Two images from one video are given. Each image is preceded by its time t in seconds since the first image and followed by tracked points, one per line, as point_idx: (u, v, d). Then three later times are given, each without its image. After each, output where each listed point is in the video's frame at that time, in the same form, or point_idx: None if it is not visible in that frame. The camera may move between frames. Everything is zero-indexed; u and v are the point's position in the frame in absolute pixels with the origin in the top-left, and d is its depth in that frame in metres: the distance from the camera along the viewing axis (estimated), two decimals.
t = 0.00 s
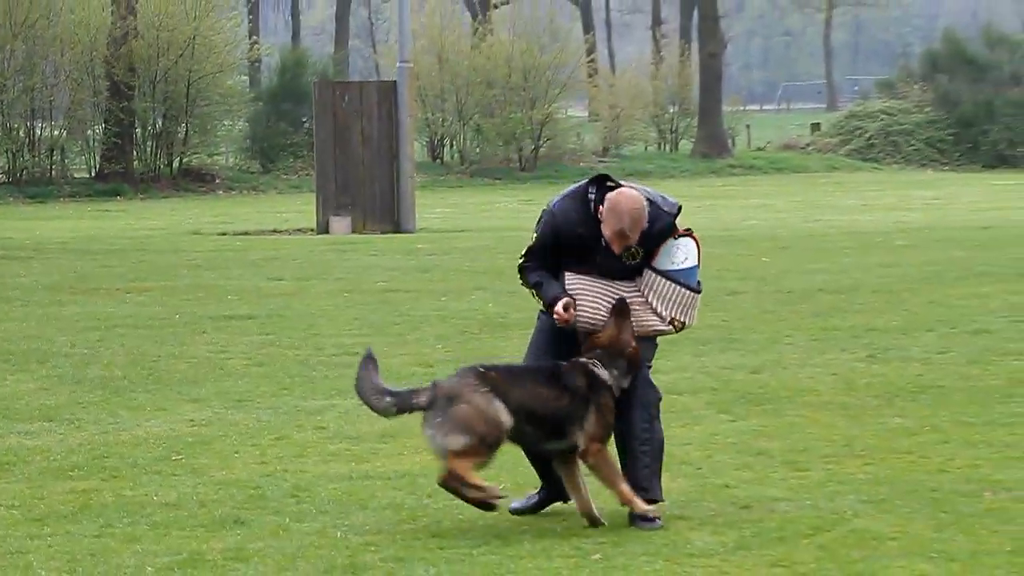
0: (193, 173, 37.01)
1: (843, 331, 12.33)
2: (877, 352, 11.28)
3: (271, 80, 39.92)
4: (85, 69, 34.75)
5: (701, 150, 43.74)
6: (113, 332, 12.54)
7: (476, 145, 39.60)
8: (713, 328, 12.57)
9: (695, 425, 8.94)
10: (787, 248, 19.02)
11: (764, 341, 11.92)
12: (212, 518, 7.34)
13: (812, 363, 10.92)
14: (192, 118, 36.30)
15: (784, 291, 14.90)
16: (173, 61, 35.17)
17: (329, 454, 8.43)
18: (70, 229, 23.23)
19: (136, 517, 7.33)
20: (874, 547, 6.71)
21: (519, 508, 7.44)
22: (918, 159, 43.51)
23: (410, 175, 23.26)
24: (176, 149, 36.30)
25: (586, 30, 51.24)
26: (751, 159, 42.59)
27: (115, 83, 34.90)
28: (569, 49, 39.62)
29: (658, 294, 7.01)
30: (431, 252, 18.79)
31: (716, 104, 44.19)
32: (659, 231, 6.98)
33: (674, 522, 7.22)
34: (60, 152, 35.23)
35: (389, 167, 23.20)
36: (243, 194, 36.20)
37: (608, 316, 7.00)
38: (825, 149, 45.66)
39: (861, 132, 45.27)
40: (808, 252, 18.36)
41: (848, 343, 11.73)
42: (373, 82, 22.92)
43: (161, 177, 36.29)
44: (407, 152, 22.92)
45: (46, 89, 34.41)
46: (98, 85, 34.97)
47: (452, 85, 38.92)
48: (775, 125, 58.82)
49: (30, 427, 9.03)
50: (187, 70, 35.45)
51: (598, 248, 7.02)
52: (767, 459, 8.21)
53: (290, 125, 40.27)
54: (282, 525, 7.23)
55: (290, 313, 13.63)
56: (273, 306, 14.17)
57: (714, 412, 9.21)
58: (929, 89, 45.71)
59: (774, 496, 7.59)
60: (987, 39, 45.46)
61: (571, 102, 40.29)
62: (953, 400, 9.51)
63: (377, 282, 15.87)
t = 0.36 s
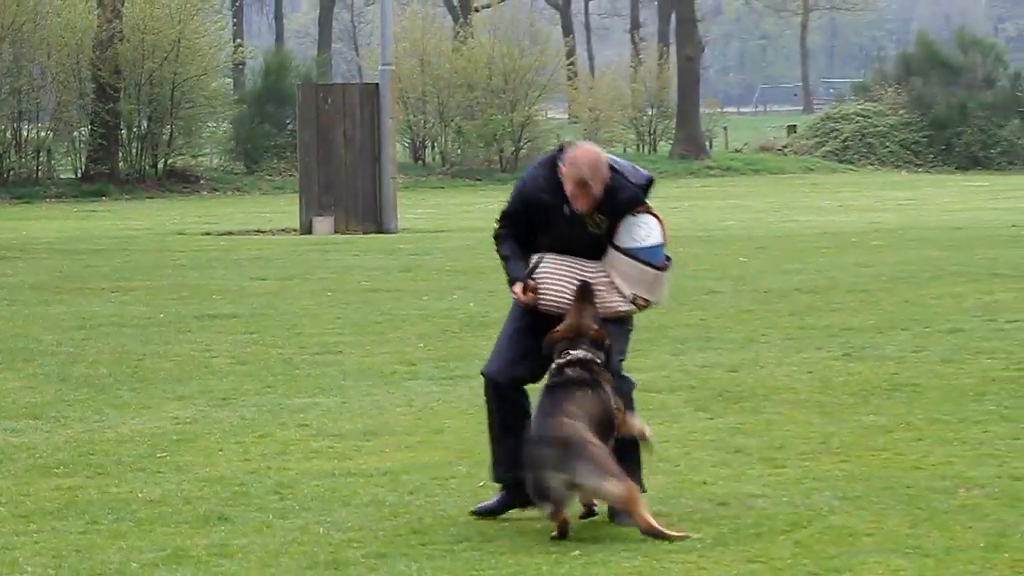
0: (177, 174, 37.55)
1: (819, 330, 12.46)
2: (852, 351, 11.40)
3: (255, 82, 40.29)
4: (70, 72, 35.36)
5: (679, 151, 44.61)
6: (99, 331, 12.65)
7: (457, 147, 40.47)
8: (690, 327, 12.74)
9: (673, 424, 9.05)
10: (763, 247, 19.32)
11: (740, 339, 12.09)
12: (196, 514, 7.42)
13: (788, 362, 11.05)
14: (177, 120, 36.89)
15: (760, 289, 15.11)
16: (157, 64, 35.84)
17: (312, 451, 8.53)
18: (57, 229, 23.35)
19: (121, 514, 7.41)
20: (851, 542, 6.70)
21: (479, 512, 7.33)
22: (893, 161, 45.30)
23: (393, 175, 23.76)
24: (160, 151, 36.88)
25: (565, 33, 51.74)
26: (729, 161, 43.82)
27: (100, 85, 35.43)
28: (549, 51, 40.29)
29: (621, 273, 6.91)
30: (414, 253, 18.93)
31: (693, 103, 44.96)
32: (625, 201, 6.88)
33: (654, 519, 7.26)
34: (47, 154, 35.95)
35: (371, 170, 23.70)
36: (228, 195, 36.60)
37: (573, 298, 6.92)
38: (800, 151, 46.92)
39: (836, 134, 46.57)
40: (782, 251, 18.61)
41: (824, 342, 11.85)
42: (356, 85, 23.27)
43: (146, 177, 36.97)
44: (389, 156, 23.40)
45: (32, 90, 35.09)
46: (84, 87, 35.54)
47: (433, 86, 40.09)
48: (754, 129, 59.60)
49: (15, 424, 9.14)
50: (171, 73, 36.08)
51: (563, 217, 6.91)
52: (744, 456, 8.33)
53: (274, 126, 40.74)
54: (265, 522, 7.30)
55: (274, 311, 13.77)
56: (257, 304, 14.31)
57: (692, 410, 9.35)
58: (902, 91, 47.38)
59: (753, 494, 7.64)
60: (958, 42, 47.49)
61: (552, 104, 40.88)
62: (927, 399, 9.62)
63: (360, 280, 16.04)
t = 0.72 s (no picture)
0: (161, 174, 37.56)
1: (803, 331, 12.48)
2: (837, 352, 11.41)
3: (240, 83, 40.92)
4: (54, 72, 35.60)
5: (664, 152, 45.69)
6: (85, 331, 12.64)
7: (443, 147, 41.67)
8: (673, 328, 12.79)
9: (657, 425, 9.07)
10: (744, 246, 19.47)
11: (724, 339, 12.13)
12: (182, 514, 7.39)
13: (771, 362, 11.09)
14: (161, 121, 37.00)
15: (743, 289, 15.18)
16: (142, 64, 36.02)
17: (297, 452, 8.54)
18: (45, 229, 23.33)
19: (107, 514, 7.38)
20: (837, 541, 6.66)
21: (451, 521, 7.10)
22: (878, 161, 47.18)
23: (377, 175, 23.95)
24: (145, 152, 37.04)
25: (550, 35, 52.11)
26: (715, 162, 44.79)
27: (85, 86, 35.61)
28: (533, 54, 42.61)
29: (585, 227, 6.80)
30: (400, 253, 18.96)
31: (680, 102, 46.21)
32: (573, 143, 6.81)
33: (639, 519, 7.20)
34: (31, 154, 35.77)
35: (356, 169, 23.91)
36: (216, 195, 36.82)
37: (551, 270, 6.84)
38: (785, 151, 48.54)
39: (821, 135, 48.17)
40: (767, 251, 18.70)
41: (809, 343, 11.87)
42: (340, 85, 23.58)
43: (130, 178, 37.10)
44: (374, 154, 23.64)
45: (17, 90, 35.22)
46: (68, 88, 35.75)
47: (419, 87, 41.54)
48: (738, 132, 60.14)
49: None
50: (156, 74, 36.26)
51: (518, 173, 6.93)
52: (729, 456, 8.34)
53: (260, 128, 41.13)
54: (251, 522, 7.25)
55: (258, 312, 13.79)
56: (242, 305, 14.34)
57: (676, 411, 9.39)
58: (886, 92, 49.09)
59: (739, 494, 7.61)
60: (943, 43, 49.08)
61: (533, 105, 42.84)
62: (911, 399, 9.64)
63: (345, 281, 16.08)
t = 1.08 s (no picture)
0: (157, 178, 37.62)
1: (801, 335, 12.46)
2: (834, 356, 11.40)
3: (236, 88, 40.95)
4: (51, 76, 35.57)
5: (660, 156, 45.73)
6: (81, 335, 12.63)
7: (439, 151, 41.95)
8: (669, 331, 12.80)
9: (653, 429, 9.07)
10: (740, 250, 19.50)
11: (720, 343, 12.14)
12: (178, 518, 7.39)
13: (767, 365, 11.11)
14: (156, 124, 37.04)
15: (738, 292, 15.19)
16: (139, 67, 36.07)
17: (293, 455, 8.54)
18: (41, 233, 23.32)
19: (103, 518, 7.37)
20: (833, 546, 6.64)
21: (445, 525, 7.07)
22: (874, 166, 47.37)
23: (373, 179, 23.98)
24: (141, 155, 37.10)
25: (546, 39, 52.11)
26: (710, 167, 44.80)
27: (81, 89, 35.66)
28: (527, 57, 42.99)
29: (578, 224, 6.64)
30: (397, 257, 18.95)
31: (675, 107, 46.10)
32: (569, 138, 6.72)
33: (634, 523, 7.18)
34: (27, 157, 35.97)
35: (352, 174, 23.90)
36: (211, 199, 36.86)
37: (541, 265, 6.70)
38: (782, 155, 48.52)
39: (818, 138, 48.09)
40: (764, 254, 18.70)
41: (805, 347, 11.86)
42: (336, 90, 23.56)
43: (127, 181, 37.18)
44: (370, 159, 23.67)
45: (12, 94, 35.29)
46: (64, 91, 35.73)
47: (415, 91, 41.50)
48: (734, 136, 60.21)
49: None
50: (152, 77, 36.30)
51: (511, 163, 6.81)
52: (725, 461, 8.34)
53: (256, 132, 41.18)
54: (247, 525, 7.24)
55: (254, 315, 13.79)
56: (238, 308, 14.34)
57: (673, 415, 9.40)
58: (882, 95, 49.00)
59: (736, 499, 7.60)
60: (938, 47, 48.84)
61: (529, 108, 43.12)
62: (908, 403, 9.64)
63: (341, 284, 16.09)
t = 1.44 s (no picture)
0: (160, 179, 37.61)
1: (803, 337, 12.46)
2: (836, 357, 11.41)
3: (238, 89, 41.01)
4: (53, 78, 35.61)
5: (663, 158, 45.79)
6: (83, 337, 12.65)
7: (441, 152, 41.96)
8: (672, 333, 12.81)
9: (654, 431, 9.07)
10: (742, 252, 19.52)
11: (722, 345, 12.15)
12: (180, 519, 7.40)
13: (769, 368, 11.11)
14: (158, 126, 37.04)
15: (740, 295, 15.20)
16: (140, 69, 35.99)
17: (295, 457, 8.54)
18: (43, 234, 23.35)
19: (105, 519, 7.37)
20: (836, 547, 6.63)
21: (449, 527, 7.06)
22: (877, 168, 47.44)
23: (375, 180, 23.97)
24: (143, 157, 37.14)
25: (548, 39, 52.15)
26: (712, 168, 44.87)
27: (83, 90, 35.62)
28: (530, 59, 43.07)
29: (589, 225, 6.62)
30: (399, 258, 18.98)
31: (678, 109, 46.17)
32: (578, 134, 6.67)
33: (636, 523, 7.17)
34: (29, 159, 36.05)
35: (356, 177, 23.93)
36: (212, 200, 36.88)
37: (552, 268, 6.68)
38: (783, 157, 48.66)
39: (820, 140, 48.20)
40: (766, 256, 18.72)
41: (807, 349, 11.86)
42: (339, 92, 23.57)
43: (129, 182, 37.22)
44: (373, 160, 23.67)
45: (14, 95, 35.35)
46: (67, 93, 35.75)
47: (417, 93, 41.55)
48: (736, 138, 60.26)
49: None
50: (154, 78, 36.23)
51: (520, 159, 6.76)
52: (727, 462, 8.33)
53: (258, 134, 41.25)
54: (250, 527, 7.24)
55: (256, 317, 13.80)
56: (240, 310, 14.36)
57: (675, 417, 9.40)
58: (885, 97, 49.02)
59: (739, 501, 7.61)
60: (941, 48, 48.99)
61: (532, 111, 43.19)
62: (910, 405, 9.64)
63: (343, 286, 16.11)
